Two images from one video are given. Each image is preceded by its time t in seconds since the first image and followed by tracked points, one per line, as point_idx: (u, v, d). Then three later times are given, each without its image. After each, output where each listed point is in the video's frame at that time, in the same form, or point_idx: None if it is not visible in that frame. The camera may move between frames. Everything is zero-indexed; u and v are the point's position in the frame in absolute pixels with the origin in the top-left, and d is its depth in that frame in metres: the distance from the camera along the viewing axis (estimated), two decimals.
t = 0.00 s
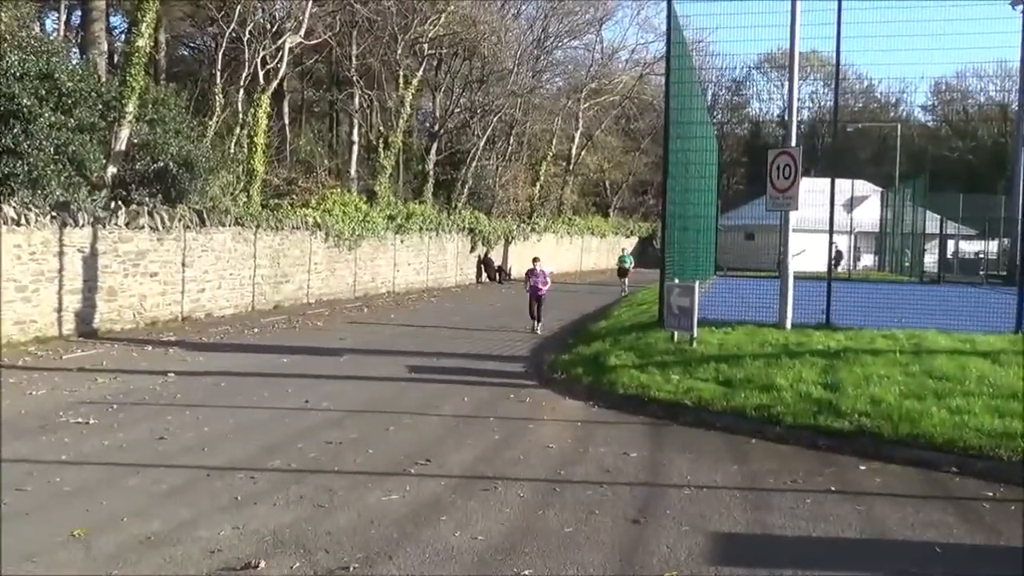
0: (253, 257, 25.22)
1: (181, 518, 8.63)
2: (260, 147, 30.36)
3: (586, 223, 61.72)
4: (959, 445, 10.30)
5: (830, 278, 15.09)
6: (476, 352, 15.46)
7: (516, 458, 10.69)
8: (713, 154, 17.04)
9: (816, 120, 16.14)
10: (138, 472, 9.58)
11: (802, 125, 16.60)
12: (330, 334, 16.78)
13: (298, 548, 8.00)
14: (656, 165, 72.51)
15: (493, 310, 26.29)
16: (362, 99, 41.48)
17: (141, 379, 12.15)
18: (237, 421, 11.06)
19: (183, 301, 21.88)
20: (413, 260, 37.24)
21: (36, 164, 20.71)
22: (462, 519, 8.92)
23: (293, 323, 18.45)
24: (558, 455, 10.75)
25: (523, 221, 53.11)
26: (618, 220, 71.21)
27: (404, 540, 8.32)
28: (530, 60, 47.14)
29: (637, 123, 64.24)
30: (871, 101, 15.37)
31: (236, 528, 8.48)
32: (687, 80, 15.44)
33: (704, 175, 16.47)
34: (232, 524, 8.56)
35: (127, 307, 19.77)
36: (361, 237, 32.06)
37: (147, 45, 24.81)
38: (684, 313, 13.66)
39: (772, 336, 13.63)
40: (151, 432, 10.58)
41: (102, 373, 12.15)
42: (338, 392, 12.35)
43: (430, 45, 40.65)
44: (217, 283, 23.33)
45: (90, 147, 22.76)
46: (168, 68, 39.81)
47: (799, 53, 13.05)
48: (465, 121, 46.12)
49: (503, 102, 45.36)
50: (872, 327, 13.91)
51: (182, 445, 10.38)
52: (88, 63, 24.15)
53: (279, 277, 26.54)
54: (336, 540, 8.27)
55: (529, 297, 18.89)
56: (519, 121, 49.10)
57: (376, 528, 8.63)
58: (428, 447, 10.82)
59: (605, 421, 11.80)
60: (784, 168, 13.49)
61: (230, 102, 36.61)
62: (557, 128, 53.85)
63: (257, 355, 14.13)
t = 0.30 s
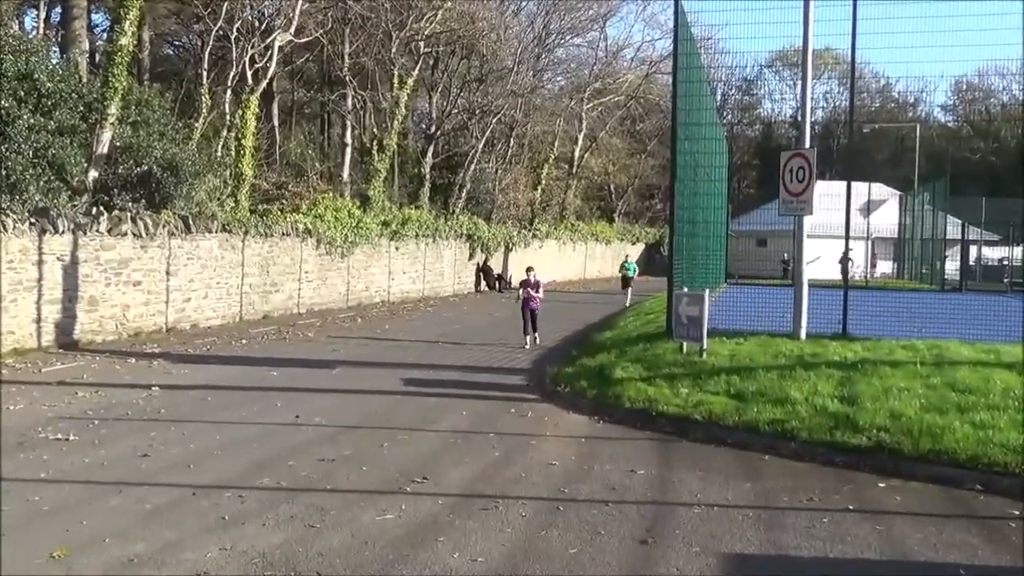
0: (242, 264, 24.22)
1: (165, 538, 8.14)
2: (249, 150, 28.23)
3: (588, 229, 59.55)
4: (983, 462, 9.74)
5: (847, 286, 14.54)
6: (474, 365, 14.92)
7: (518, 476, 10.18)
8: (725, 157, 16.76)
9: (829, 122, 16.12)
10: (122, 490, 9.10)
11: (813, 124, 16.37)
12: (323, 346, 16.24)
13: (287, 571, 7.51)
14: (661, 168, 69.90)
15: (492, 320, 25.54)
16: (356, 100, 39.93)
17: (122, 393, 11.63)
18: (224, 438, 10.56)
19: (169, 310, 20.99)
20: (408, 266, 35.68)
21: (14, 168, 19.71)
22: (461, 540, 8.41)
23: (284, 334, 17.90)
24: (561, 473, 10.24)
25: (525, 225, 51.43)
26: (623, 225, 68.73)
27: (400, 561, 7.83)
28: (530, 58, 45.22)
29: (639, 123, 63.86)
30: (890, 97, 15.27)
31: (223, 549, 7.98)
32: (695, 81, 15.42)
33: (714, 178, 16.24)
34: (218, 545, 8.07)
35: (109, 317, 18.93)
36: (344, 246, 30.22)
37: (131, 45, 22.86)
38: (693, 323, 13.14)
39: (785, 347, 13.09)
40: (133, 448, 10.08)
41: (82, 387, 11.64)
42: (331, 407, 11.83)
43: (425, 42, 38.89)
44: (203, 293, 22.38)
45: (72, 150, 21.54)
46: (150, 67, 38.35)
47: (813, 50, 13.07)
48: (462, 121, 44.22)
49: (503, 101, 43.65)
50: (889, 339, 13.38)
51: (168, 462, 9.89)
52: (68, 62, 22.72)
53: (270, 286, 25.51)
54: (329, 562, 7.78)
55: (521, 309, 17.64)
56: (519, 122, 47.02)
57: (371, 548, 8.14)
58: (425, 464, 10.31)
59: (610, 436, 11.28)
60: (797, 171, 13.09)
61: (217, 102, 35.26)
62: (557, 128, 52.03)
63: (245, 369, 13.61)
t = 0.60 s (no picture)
0: (230, 271, 22.81)
1: (148, 559, 7.63)
2: (239, 148, 26.99)
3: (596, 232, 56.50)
4: (1018, 479, 9.10)
5: (870, 293, 13.91)
6: (478, 376, 14.32)
7: (523, 494, 9.60)
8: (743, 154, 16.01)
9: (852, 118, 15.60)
10: (105, 509, 8.59)
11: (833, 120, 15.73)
12: (318, 356, 15.63)
13: None
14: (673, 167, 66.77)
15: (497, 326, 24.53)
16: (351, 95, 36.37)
17: (106, 407, 11.09)
18: (213, 453, 10.02)
19: (154, 320, 19.89)
20: (405, 271, 33.25)
21: None
22: (463, 562, 7.86)
23: (278, 343, 17.27)
24: (568, 491, 9.65)
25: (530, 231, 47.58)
26: (633, 229, 65.64)
27: None
28: (535, 51, 41.48)
29: (650, 120, 61.60)
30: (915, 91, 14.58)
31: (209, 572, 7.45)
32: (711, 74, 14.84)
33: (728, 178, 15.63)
34: (204, 568, 7.55)
35: (89, 326, 17.87)
36: (332, 250, 27.94)
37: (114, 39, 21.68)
38: (707, 332, 12.51)
39: (806, 357, 12.46)
40: (117, 464, 9.55)
41: (63, 400, 11.10)
42: (326, 421, 11.26)
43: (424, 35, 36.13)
44: (191, 301, 21.11)
45: (51, 150, 20.82)
46: (135, 63, 36.59)
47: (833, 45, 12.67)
48: (464, 118, 40.90)
49: (506, 98, 40.27)
50: (914, 350, 12.73)
51: (154, 479, 9.37)
52: (49, 57, 22.34)
53: (260, 293, 23.98)
54: None
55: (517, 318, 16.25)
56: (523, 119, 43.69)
57: (365, 572, 7.59)
58: (426, 481, 9.75)
59: (621, 451, 10.69)
60: (817, 171, 12.56)
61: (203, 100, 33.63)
62: (563, 126, 48.30)
63: (236, 381, 13.04)
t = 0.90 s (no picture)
0: (222, 272, 21.55)
1: None
2: (232, 144, 24.91)
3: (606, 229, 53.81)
4: None
5: (896, 294, 13.37)
6: (483, 382, 13.82)
7: (532, 506, 9.12)
8: (761, 148, 15.31)
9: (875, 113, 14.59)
10: (94, 523, 8.18)
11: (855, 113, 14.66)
12: (315, 362, 15.12)
13: None
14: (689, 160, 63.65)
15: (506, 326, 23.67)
16: (346, 86, 33.69)
17: (93, 415, 10.66)
18: (206, 463, 9.57)
19: (145, 324, 18.83)
20: (406, 272, 31.06)
21: None
22: None
23: (273, 348, 16.73)
24: (579, 503, 9.17)
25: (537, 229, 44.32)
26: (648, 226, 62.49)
27: None
28: (542, 41, 39.03)
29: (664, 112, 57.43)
30: (942, 81, 14.00)
31: None
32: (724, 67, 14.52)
33: (745, 174, 15.06)
34: None
35: (76, 332, 16.94)
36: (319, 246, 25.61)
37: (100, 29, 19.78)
38: (725, 335, 11.97)
39: (828, 361, 11.93)
40: (106, 476, 9.11)
41: (49, 409, 10.66)
42: (324, 430, 10.79)
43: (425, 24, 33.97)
44: (184, 304, 20.05)
45: (36, 146, 19.05)
46: (121, 54, 34.51)
47: (856, 35, 12.48)
48: (467, 110, 38.13)
49: (511, 90, 37.79)
50: (942, 354, 12.18)
51: (146, 490, 8.95)
52: (32, 48, 20.69)
53: (254, 295, 22.51)
54: None
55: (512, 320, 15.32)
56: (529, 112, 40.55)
57: None
58: (430, 493, 9.28)
59: (633, 460, 10.20)
60: (840, 165, 12.12)
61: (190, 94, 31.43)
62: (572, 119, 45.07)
63: (230, 388, 12.56)
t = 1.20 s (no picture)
0: (215, 262, 20.08)
1: None
2: (224, 129, 23.52)
3: (619, 217, 51.73)
4: None
5: (928, 283, 12.79)
6: (489, 378, 13.31)
7: (543, 508, 8.61)
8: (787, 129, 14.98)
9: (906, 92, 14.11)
10: (81, 527, 7.73)
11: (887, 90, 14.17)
12: (313, 357, 14.62)
13: None
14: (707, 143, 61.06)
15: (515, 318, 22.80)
16: (345, 66, 31.86)
17: (80, 414, 10.21)
18: (199, 464, 9.11)
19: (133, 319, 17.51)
20: (408, 262, 29.33)
21: None
22: None
23: (270, 342, 16.19)
24: (593, 504, 8.66)
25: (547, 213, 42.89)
26: (663, 212, 60.04)
27: None
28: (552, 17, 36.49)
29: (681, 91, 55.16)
30: (977, 58, 13.27)
31: None
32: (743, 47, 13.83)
33: (768, 157, 14.06)
34: None
35: (61, 326, 15.71)
36: (313, 230, 23.91)
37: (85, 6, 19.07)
38: (747, 328, 11.40)
39: (856, 355, 11.37)
40: (94, 477, 8.66)
41: (33, 407, 10.22)
42: (323, 429, 10.32)
43: None
44: (176, 295, 18.74)
45: (16, 131, 18.86)
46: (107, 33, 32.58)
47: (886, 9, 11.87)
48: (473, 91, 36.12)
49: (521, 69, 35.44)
50: (977, 346, 11.59)
51: (137, 492, 8.49)
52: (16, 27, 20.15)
53: (249, 287, 21.01)
54: None
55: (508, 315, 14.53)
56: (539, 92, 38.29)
57: None
58: (435, 495, 8.78)
59: (649, 459, 9.67)
60: (870, 146, 11.57)
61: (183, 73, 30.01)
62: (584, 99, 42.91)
63: (222, 385, 12.07)
